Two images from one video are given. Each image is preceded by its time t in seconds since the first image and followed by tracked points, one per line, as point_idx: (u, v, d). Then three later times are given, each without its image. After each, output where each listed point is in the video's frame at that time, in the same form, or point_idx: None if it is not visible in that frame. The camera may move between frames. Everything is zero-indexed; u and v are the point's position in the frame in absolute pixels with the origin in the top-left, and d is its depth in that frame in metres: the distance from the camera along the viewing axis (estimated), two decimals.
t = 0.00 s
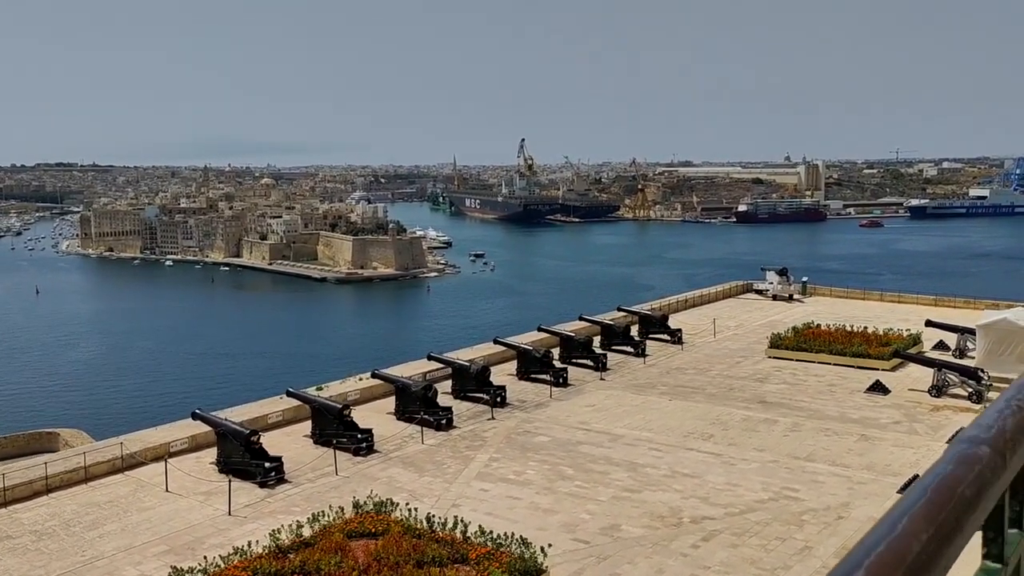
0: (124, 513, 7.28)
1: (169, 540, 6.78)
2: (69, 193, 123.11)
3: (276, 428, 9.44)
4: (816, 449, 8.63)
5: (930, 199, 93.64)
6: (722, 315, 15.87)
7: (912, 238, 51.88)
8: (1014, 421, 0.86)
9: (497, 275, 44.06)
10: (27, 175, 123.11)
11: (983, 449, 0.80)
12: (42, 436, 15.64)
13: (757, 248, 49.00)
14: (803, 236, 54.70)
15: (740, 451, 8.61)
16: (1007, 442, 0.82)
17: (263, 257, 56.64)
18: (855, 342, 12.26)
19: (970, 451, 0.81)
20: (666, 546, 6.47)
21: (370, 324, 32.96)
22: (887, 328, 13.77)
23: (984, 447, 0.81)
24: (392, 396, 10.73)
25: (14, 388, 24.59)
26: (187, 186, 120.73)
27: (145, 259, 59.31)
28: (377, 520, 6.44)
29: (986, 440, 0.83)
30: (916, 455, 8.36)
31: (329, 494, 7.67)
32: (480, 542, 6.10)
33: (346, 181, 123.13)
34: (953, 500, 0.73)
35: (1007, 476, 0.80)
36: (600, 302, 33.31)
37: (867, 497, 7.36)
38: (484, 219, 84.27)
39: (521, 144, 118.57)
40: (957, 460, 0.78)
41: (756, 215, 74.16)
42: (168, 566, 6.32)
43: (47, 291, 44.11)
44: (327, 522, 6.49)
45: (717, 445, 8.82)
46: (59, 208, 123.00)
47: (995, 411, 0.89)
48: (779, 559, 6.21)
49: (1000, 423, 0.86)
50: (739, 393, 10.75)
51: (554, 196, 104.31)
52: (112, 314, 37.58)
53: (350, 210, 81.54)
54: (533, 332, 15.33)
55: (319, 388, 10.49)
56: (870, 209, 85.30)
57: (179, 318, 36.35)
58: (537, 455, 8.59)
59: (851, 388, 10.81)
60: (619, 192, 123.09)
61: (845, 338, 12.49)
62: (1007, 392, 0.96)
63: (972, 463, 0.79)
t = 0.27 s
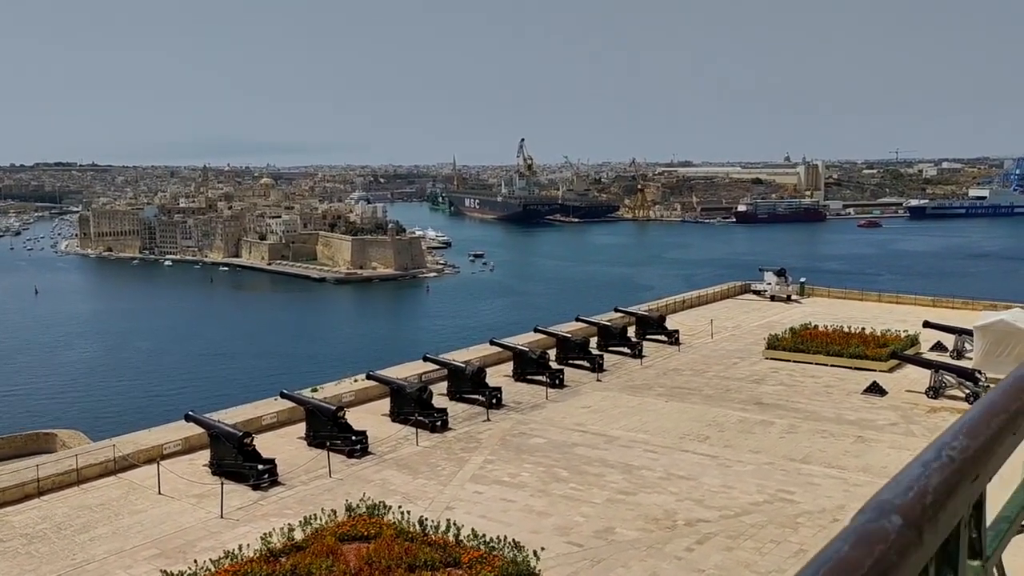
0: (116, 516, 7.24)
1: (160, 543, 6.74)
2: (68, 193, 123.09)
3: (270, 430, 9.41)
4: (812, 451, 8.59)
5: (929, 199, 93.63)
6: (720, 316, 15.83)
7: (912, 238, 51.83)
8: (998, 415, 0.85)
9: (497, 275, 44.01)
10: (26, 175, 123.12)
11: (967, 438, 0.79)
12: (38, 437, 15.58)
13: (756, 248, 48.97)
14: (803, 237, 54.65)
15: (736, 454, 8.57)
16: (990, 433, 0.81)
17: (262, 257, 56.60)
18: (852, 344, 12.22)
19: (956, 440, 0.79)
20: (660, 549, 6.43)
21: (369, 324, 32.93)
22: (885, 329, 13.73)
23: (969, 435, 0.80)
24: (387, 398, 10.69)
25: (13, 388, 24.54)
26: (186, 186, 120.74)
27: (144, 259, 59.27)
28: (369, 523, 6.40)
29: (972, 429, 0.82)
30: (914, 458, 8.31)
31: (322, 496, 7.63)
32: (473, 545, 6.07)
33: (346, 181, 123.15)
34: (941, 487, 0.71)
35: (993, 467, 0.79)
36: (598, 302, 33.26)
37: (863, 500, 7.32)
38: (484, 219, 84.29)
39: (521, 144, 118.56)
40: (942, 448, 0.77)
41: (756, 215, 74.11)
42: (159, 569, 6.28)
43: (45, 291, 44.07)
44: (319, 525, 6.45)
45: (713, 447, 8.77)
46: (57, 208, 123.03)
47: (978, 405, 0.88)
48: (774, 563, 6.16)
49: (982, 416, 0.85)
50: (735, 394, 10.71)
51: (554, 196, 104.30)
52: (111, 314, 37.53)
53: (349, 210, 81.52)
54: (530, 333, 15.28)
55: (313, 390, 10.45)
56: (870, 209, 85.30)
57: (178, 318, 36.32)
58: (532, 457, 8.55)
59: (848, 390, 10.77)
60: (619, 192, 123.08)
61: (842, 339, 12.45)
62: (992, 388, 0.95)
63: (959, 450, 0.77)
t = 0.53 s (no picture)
0: (108, 519, 7.20)
1: (152, 546, 6.70)
2: (66, 193, 123.12)
3: (265, 432, 9.37)
4: (809, 452, 8.55)
5: (929, 200, 93.68)
6: (718, 316, 15.78)
7: (910, 239, 51.80)
8: (972, 432, 0.83)
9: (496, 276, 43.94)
10: (25, 175, 123.14)
11: (936, 459, 0.76)
12: (35, 438, 15.53)
13: (755, 249, 48.94)
14: (801, 237, 54.63)
15: (733, 455, 8.52)
16: (960, 452, 0.78)
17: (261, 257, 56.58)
18: (850, 344, 12.19)
19: (926, 458, 0.77)
20: (656, 552, 6.39)
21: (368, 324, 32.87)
22: (883, 330, 13.69)
23: (935, 455, 0.78)
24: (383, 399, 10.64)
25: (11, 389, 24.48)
26: (185, 186, 120.74)
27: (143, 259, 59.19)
28: (362, 525, 6.36)
29: (940, 451, 0.79)
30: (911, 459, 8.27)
31: (317, 499, 7.58)
32: (467, 548, 6.03)
33: (344, 181, 123.16)
34: (907, 510, 0.69)
35: (965, 487, 0.77)
36: (597, 303, 33.19)
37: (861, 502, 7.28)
38: (483, 219, 84.24)
39: (519, 145, 118.51)
40: (911, 469, 0.75)
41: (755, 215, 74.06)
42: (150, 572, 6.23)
43: (44, 291, 44.02)
44: (313, 528, 6.40)
45: (710, 449, 8.73)
46: (55, 208, 123.02)
47: (954, 421, 0.86)
48: (770, 566, 6.12)
49: (958, 434, 0.83)
50: (732, 396, 10.66)
51: (552, 196, 104.25)
52: (110, 313, 37.47)
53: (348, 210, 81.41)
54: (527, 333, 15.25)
55: (309, 391, 10.41)
56: (869, 210, 85.31)
57: (177, 318, 36.26)
58: (527, 458, 8.51)
59: (846, 391, 10.73)
60: (618, 192, 123.06)
61: (841, 340, 12.42)
62: (973, 402, 0.92)
63: (926, 470, 0.75)
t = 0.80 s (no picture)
0: (99, 521, 7.14)
1: (143, 549, 6.64)
2: (64, 194, 123.06)
3: (259, 434, 9.31)
4: (805, 455, 8.52)
5: (926, 201, 93.71)
6: (715, 318, 15.75)
7: (907, 240, 51.79)
8: (953, 448, 0.79)
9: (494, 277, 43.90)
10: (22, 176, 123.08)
11: (909, 476, 0.73)
12: (30, 440, 15.47)
13: (753, 250, 48.90)
14: (799, 237, 54.60)
15: (729, 457, 8.49)
16: (938, 470, 0.74)
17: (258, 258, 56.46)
18: (847, 346, 12.16)
19: (897, 478, 0.74)
20: (650, 555, 6.35)
21: (366, 325, 32.81)
22: (880, 331, 13.66)
23: (912, 473, 0.74)
24: (377, 401, 10.59)
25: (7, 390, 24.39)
26: (182, 187, 120.67)
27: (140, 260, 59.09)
28: (355, 528, 6.32)
29: (918, 465, 0.75)
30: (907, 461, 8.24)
31: (310, 501, 7.53)
32: (460, 552, 5.98)
33: (342, 182, 123.13)
34: (883, 527, 0.66)
35: (942, 508, 0.73)
36: (595, 304, 33.15)
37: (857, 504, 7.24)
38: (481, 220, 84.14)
39: (517, 145, 118.52)
40: (879, 491, 0.72)
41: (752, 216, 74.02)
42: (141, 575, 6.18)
43: (40, 292, 43.92)
44: (305, 532, 6.36)
45: (705, 451, 8.69)
46: (53, 209, 123.01)
47: (937, 436, 0.82)
48: (765, 569, 6.08)
49: (939, 448, 0.79)
50: (728, 397, 10.62)
51: (551, 197, 104.19)
52: (107, 314, 37.37)
53: (346, 211, 81.31)
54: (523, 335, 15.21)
55: (303, 393, 10.35)
56: (866, 210, 85.29)
57: (174, 319, 36.19)
58: (522, 461, 8.47)
59: (842, 392, 10.70)
60: (615, 193, 123.04)
61: (837, 341, 12.39)
62: (954, 414, 0.88)
63: (903, 492, 0.71)
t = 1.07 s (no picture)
0: (92, 523, 7.11)
1: (136, 551, 6.62)
2: (61, 196, 123.04)
3: (252, 435, 9.29)
4: (799, 455, 8.52)
5: (921, 202, 93.80)
6: (709, 319, 15.76)
7: (902, 242, 51.81)
8: (966, 448, 0.77)
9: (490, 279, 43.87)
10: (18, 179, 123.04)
11: (926, 477, 0.70)
12: (25, 441, 15.43)
13: (748, 251, 48.90)
14: (794, 239, 54.62)
15: (723, 459, 8.48)
16: (952, 472, 0.72)
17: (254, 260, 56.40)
18: (841, 347, 12.16)
19: (911, 473, 0.72)
20: (644, 557, 6.34)
21: (362, 327, 32.77)
22: (874, 332, 13.67)
23: (927, 470, 0.73)
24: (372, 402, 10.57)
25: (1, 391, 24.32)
26: (179, 189, 120.64)
27: (136, 262, 59.02)
28: (347, 530, 6.30)
29: (932, 464, 0.73)
30: (902, 462, 8.24)
31: (303, 503, 7.51)
32: (452, 554, 5.97)
33: (338, 184, 123.13)
34: (900, 530, 0.65)
35: (955, 504, 0.72)
36: (591, 305, 33.14)
37: (851, 506, 7.23)
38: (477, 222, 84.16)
39: (513, 148, 118.52)
40: (901, 489, 0.69)
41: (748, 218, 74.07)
42: None
43: (36, 293, 43.82)
44: (297, 534, 6.34)
45: (699, 452, 8.69)
46: (49, 211, 123.07)
47: (952, 429, 0.80)
48: (758, 571, 6.07)
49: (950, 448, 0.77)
50: (723, 398, 10.63)
51: (547, 199, 104.15)
52: (103, 315, 37.30)
53: (342, 212, 81.25)
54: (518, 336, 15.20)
55: (297, 395, 10.33)
56: (861, 212, 85.33)
57: (170, 320, 36.12)
58: (516, 462, 8.46)
59: (836, 394, 10.71)
60: (611, 195, 123.07)
61: (831, 342, 12.39)
62: (967, 415, 0.85)
63: (915, 489, 0.70)
